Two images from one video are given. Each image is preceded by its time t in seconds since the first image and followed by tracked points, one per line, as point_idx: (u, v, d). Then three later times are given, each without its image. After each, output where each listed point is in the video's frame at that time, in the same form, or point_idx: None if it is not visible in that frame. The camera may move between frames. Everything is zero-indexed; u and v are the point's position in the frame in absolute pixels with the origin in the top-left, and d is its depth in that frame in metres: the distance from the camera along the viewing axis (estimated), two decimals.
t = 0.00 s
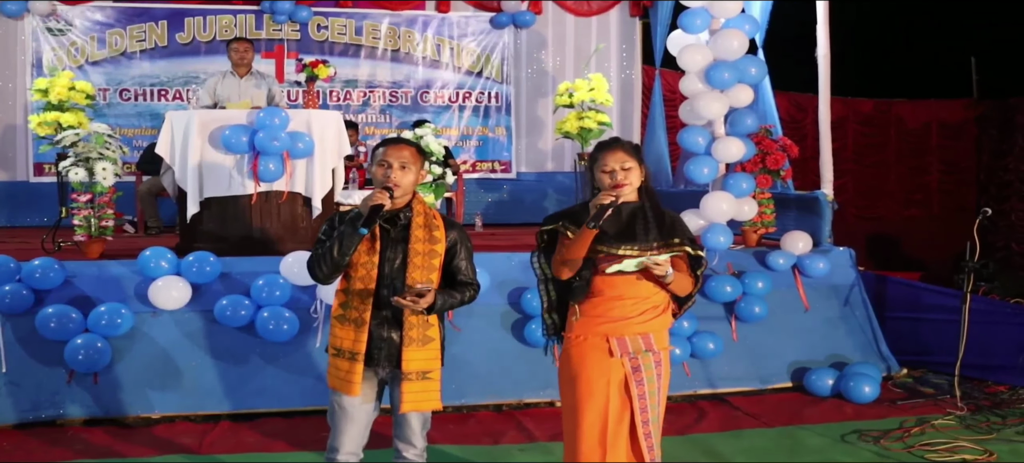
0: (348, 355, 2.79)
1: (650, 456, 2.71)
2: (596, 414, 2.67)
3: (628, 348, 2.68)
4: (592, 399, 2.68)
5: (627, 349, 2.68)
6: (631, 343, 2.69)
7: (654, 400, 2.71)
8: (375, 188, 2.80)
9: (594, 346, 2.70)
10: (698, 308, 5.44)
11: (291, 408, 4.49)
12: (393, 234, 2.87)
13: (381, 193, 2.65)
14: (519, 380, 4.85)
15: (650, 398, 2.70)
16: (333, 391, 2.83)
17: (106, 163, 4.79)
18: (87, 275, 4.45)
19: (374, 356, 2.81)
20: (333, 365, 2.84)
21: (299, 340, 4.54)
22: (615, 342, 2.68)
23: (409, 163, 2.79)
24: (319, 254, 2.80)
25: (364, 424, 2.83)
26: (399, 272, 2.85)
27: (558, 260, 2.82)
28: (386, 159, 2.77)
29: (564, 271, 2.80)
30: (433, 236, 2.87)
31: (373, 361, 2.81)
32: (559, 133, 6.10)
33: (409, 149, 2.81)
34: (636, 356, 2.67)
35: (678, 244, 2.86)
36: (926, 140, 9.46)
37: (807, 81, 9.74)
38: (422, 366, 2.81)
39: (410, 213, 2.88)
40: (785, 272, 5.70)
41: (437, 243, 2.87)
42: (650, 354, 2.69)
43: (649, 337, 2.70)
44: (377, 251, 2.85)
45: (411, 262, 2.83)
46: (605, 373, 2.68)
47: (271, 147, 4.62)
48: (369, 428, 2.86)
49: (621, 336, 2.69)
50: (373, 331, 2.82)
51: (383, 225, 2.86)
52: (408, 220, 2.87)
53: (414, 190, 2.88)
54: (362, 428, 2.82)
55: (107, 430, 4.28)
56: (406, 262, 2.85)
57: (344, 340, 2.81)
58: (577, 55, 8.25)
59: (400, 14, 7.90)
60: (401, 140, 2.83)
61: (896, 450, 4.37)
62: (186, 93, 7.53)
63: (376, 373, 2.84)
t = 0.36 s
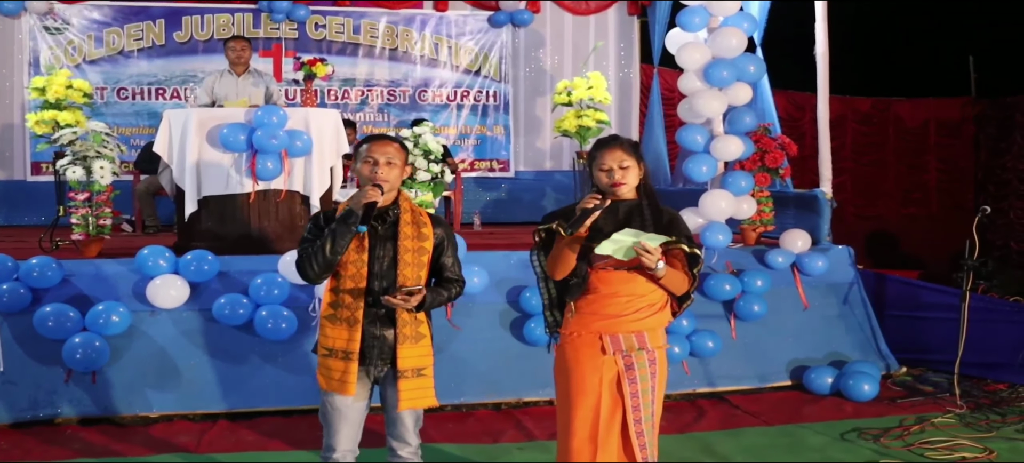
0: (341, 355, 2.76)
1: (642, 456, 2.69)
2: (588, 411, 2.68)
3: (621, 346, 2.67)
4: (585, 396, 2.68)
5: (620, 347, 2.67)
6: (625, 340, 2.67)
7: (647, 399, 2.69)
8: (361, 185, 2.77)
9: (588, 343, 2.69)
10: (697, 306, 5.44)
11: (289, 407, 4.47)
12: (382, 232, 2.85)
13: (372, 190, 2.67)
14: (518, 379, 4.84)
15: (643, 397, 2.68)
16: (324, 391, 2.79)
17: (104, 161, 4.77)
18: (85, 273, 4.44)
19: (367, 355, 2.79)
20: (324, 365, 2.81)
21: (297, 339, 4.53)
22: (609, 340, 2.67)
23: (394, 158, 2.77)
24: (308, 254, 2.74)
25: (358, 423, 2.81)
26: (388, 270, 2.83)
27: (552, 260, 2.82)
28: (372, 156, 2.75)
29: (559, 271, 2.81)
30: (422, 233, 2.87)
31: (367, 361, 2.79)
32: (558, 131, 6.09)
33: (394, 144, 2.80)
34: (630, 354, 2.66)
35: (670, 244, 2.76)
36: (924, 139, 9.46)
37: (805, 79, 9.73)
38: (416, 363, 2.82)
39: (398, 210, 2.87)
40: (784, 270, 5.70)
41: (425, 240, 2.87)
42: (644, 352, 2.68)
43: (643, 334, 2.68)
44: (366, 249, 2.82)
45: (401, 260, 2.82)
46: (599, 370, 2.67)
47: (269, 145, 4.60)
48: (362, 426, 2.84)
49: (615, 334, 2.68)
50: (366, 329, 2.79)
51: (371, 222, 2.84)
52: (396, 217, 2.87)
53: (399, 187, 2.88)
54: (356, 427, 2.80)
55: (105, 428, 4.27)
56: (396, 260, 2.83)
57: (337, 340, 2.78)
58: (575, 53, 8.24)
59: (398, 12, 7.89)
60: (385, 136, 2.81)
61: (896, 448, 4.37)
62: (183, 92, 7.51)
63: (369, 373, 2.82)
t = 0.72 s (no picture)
0: (332, 354, 2.75)
1: (650, 454, 2.68)
2: (594, 409, 2.66)
3: (627, 342, 2.66)
4: (591, 394, 2.67)
5: (626, 343, 2.66)
6: (631, 337, 2.67)
7: (653, 396, 2.68)
8: (347, 183, 2.77)
9: (593, 340, 2.68)
10: (698, 305, 5.43)
11: (289, 405, 4.45)
12: (368, 229, 2.83)
13: (359, 192, 2.62)
14: (519, 377, 4.82)
15: (650, 394, 2.67)
16: (315, 390, 2.79)
17: (104, 159, 4.75)
18: (85, 271, 4.43)
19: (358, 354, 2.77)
20: (315, 366, 2.80)
21: (297, 337, 4.51)
22: (615, 336, 2.66)
23: (380, 155, 2.77)
24: (297, 256, 2.74)
25: (351, 420, 2.80)
26: (376, 268, 2.81)
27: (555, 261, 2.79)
28: (357, 152, 2.75)
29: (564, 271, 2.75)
30: (408, 229, 2.85)
31: (356, 360, 2.76)
32: (559, 129, 6.07)
33: (380, 140, 2.79)
34: (636, 350, 2.65)
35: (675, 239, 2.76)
36: (926, 138, 9.44)
37: (807, 79, 9.71)
38: (404, 359, 2.79)
39: (383, 206, 2.86)
40: (785, 268, 5.68)
41: (412, 236, 2.84)
42: (650, 348, 2.67)
43: (649, 330, 2.68)
44: (353, 246, 2.81)
45: (389, 256, 2.80)
46: (605, 367, 2.66)
47: (270, 143, 4.60)
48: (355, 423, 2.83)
49: (620, 331, 2.67)
50: (355, 328, 2.78)
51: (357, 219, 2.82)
52: (382, 213, 2.85)
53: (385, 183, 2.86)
54: (350, 424, 2.79)
55: (105, 427, 4.25)
56: (383, 257, 2.81)
57: (327, 339, 2.78)
58: (576, 51, 8.22)
59: (398, 11, 7.88)
60: (371, 132, 2.80)
61: (898, 447, 4.36)
62: (184, 90, 7.49)
63: (359, 372, 2.79)
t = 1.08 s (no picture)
0: (323, 353, 2.73)
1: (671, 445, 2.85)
2: (616, 405, 2.80)
3: (644, 339, 2.80)
4: (612, 391, 2.80)
5: (644, 340, 2.80)
6: (648, 334, 2.81)
7: (670, 388, 2.85)
8: (340, 185, 2.73)
9: (611, 338, 2.81)
10: (702, 303, 5.41)
11: (292, 404, 4.43)
12: (357, 226, 2.79)
13: (343, 201, 2.60)
14: (522, 377, 4.79)
15: (668, 387, 2.84)
16: (309, 389, 2.77)
17: (106, 157, 4.73)
18: (86, 269, 4.40)
19: (347, 352, 2.73)
20: (307, 364, 2.78)
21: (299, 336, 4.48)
22: (632, 333, 2.80)
23: (372, 157, 2.72)
24: (284, 257, 2.74)
25: (347, 417, 2.78)
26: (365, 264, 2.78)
27: (569, 264, 2.87)
28: (350, 155, 2.69)
29: (577, 273, 2.84)
30: (397, 226, 2.81)
31: (346, 357, 2.73)
32: (562, 128, 6.05)
33: (372, 142, 2.73)
34: (654, 347, 2.80)
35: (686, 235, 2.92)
36: (928, 136, 9.43)
37: (810, 78, 9.69)
38: (393, 357, 2.75)
39: (371, 203, 2.81)
40: (789, 268, 5.66)
41: (401, 232, 2.81)
42: (666, 343, 2.82)
43: (664, 326, 2.83)
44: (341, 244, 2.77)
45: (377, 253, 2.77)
46: (625, 364, 2.79)
47: (273, 141, 4.58)
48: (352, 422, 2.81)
49: (637, 328, 2.81)
50: (344, 327, 2.75)
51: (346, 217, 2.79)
52: (370, 210, 2.80)
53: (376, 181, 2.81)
54: (346, 421, 2.77)
55: (107, 426, 4.23)
56: (372, 254, 2.77)
57: (317, 338, 2.75)
58: (578, 51, 8.20)
59: (400, 9, 7.86)
60: (363, 132, 2.73)
61: (904, 446, 4.34)
62: (185, 89, 7.47)
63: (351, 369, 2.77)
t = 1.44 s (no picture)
0: (326, 347, 2.68)
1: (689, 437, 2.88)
2: (636, 400, 2.80)
3: (662, 333, 2.82)
4: (631, 387, 2.80)
5: (661, 334, 2.82)
6: (665, 328, 2.83)
7: (686, 380, 2.88)
8: (342, 177, 2.69)
9: (628, 333, 2.81)
10: (711, 301, 5.37)
11: (299, 402, 4.40)
12: (358, 219, 2.73)
13: (350, 194, 2.55)
14: (531, 374, 4.76)
15: (685, 380, 2.87)
16: (313, 385, 2.72)
17: (113, 153, 4.70)
18: (93, 266, 4.38)
19: (351, 345, 2.70)
20: (309, 359, 2.72)
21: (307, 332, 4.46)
22: (650, 328, 2.81)
23: (373, 149, 2.67)
24: (284, 251, 2.70)
25: (351, 413, 2.73)
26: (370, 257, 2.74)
27: (584, 260, 2.83)
28: (351, 147, 2.65)
29: (595, 271, 2.79)
30: (399, 217, 2.77)
31: (350, 351, 2.70)
32: (571, 125, 6.02)
33: (372, 134, 2.69)
34: (671, 340, 2.82)
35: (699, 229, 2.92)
36: (936, 134, 9.39)
37: (817, 75, 9.65)
38: (397, 350, 2.72)
39: (373, 195, 2.77)
40: (799, 265, 5.62)
41: (403, 224, 2.76)
42: (681, 336, 2.85)
43: (679, 320, 2.85)
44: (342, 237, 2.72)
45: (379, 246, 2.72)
46: (644, 359, 2.80)
47: (280, 137, 4.55)
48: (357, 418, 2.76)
49: (654, 322, 2.82)
50: (347, 320, 2.71)
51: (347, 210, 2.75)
52: (371, 202, 2.77)
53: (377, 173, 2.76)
54: (350, 416, 2.72)
55: (113, 422, 4.21)
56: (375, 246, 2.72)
57: (320, 332, 2.70)
58: (586, 48, 8.17)
59: (408, 7, 7.85)
60: (362, 125, 2.69)
61: (917, 444, 4.30)
62: (192, 86, 7.43)
63: (354, 363, 2.73)
